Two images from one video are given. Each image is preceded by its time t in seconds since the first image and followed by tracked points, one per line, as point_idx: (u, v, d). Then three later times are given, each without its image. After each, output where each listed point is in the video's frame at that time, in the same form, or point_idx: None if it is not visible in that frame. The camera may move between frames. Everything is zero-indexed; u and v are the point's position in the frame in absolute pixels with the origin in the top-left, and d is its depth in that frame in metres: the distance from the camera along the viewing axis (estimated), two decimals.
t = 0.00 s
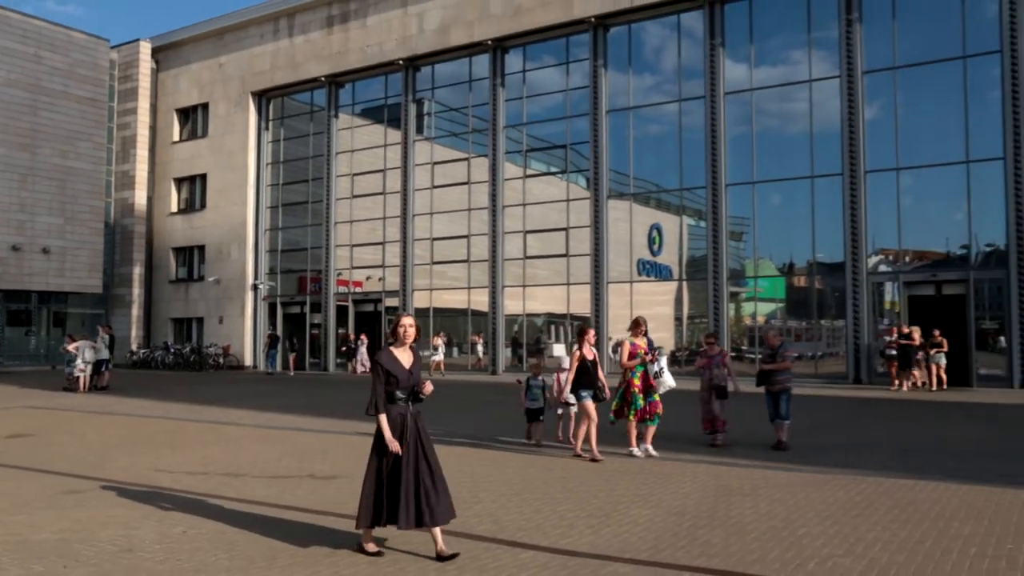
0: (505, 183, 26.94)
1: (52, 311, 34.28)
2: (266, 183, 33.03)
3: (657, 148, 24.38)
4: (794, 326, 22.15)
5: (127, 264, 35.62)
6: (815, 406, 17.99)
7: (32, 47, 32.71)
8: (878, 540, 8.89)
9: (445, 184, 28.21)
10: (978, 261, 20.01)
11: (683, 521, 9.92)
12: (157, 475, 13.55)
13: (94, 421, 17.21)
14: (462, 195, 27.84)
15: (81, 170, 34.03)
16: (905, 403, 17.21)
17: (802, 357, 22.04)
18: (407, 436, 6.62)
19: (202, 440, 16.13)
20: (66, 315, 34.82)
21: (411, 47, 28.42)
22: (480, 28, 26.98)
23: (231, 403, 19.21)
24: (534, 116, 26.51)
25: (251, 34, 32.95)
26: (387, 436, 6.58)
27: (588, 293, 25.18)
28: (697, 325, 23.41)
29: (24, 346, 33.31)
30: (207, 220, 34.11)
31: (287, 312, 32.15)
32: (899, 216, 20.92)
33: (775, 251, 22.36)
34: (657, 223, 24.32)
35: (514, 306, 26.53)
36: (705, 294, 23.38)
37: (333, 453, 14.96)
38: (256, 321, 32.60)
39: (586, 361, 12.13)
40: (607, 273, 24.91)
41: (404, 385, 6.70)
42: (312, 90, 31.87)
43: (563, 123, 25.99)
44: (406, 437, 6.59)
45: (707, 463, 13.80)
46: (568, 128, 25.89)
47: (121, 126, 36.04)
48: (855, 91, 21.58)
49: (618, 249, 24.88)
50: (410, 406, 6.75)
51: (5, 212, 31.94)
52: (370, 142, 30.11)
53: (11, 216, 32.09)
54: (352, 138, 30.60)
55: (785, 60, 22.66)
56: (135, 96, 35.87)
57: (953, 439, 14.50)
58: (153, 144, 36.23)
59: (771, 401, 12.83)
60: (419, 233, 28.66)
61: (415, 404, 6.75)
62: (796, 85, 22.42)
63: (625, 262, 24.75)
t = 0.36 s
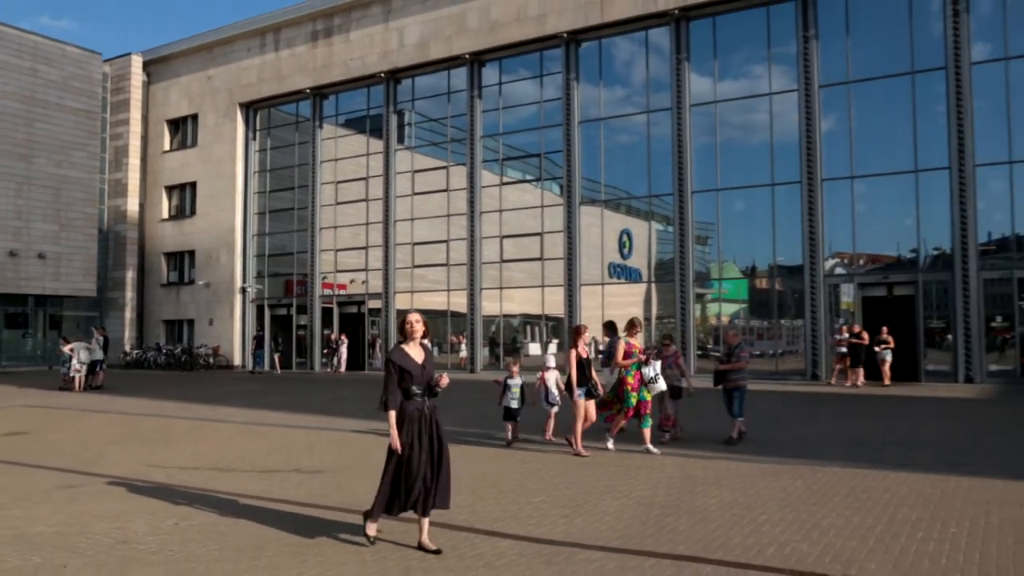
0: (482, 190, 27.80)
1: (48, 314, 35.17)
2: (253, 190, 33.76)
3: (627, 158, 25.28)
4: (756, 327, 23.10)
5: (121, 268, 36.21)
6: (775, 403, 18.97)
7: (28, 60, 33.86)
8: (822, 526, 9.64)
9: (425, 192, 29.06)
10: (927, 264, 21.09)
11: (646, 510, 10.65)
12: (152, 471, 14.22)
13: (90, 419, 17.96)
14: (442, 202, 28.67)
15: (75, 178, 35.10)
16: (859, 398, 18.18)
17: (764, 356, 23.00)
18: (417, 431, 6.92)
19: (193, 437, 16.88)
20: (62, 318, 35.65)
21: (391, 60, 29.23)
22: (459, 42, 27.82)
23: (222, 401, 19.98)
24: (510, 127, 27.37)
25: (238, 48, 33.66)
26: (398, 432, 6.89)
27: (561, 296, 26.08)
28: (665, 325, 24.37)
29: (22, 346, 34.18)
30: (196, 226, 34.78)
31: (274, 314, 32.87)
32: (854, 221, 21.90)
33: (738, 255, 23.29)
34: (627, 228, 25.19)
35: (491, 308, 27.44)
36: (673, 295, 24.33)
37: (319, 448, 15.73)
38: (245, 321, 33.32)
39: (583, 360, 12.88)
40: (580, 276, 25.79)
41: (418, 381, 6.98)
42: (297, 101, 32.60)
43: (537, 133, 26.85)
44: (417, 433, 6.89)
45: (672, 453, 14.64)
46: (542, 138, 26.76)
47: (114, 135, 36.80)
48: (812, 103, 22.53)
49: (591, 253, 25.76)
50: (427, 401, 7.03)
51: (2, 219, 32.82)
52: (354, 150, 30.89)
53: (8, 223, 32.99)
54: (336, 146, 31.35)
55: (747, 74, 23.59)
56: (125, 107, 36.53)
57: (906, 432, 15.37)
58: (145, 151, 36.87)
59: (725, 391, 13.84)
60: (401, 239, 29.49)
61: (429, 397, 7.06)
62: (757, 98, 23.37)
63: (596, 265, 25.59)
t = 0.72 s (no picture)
0: (465, 198, 29.18)
1: (59, 313, 36.69)
2: (251, 197, 35.06)
3: (599, 168, 26.71)
4: (719, 324, 24.54)
5: (127, 270, 37.41)
6: (740, 396, 20.36)
7: (43, 76, 34.95)
8: (772, 509, 10.63)
9: (411, 199, 30.39)
10: (873, 266, 22.58)
11: (615, 493, 11.64)
12: (159, 461, 15.19)
13: (99, 411, 19.15)
14: (427, 209, 30.01)
15: (84, 187, 36.28)
16: (816, 390, 19.53)
17: (727, 351, 24.45)
18: (421, 425, 7.24)
19: (195, 429, 18.03)
20: (72, 317, 37.11)
21: (380, 77, 30.52)
22: (443, 61, 29.20)
23: (222, 395, 21.18)
24: (491, 139, 28.76)
25: (237, 65, 34.90)
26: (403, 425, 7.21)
27: (538, 296, 27.53)
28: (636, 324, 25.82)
29: (34, 343, 35.79)
30: (198, 230, 36.04)
31: (270, 313, 34.20)
32: (807, 227, 23.36)
33: (703, 257, 24.74)
34: (600, 233, 26.61)
35: (473, 307, 28.80)
36: (642, 295, 25.79)
37: (314, 438, 16.88)
38: (243, 320, 34.63)
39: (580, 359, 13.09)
40: (555, 277, 27.22)
41: (424, 377, 7.35)
42: (292, 114, 33.85)
43: (516, 145, 28.26)
44: (421, 427, 7.20)
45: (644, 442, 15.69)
46: (521, 148, 28.15)
47: (121, 146, 38.05)
48: (768, 118, 23.99)
49: (565, 257, 27.21)
50: (431, 397, 7.39)
51: (16, 223, 33.95)
52: (345, 160, 32.21)
53: (22, 228, 34.16)
54: (329, 157, 32.67)
55: (710, 90, 25.04)
56: (131, 120, 37.82)
57: (863, 424, 16.45)
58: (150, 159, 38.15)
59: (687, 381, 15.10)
60: (389, 242, 30.82)
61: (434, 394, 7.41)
62: (719, 112, 24.81)
63: (571, 268, 27.07)
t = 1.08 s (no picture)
0: (449, 206, 31.12)
1: (80, 310, 38.23)
2: (255, 206, 36.97)
3: (573, 181, 28.78)
4: (681, 322, 26.60)
5: (140, 272, 39.24)
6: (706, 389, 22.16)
7: (66, 95, 36.74)
8: (730, 462, 11.84)
9: (402, 208, 32.28)
10: (817, 271, 24.99)
11: (589, 452, 12.89)
12: (171, 437, 16.74)
13: (116, 401, 20.85)
14: (415, 217, 31.92)
15: (104, 195, 37.99)
16: (773, 381, 21.36)
17: (691, 346, 26.43)
18: (431, 418, 7.46)
19: (202, 415, 19.58)
20: (92, 313, 38.77)
21: (374, 96, 32.44)
22: (431, 82, 31.16)
23: (230, 387, 22.87)
24: (475, 153, 30.74)
25: (244, 85, 36.77)
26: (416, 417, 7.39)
27: (516, 297, 29.54)
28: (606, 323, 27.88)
29: (57, 337, 37.29)
30: (206, 235, 37.85)
31: (272, 312, 36.10)
32: (758, 238, 25.75)
33: (666, 261, 26.86)
34: (573, 239, 28.64)
35: (458, 306, 30.73)
36: (611, 297, 27.83)
37: (313, 420, 18.39)
38: (246, 318, 36.53)
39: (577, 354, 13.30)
40: (532, 279, 29.22)
41: (433, 370, 7.59)
42: (293, 129, 35.71)
43: (497, 159, 30.27)
44: (432, 419, 7.43)
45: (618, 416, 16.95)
46: (502, 162, 30.16)
47: (139, 157, 39.95)
48: (724, 138, 26.27)
49: (541, 261, 29.18)
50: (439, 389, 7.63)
51: (42, 228, 35.64)
52: (341, 172, 34.15)
53: (48, 232, 35.87)
54: (327, 169, 34.61)
55: (673, 112, 27.25)
56: (147, 134, 39.63)
57: (821, 408, 17.76)
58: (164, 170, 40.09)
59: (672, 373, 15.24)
60: (380, 246, 32.74)
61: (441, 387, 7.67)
62: (680, 132, 27.06)
63: (546, 272, 29.08)
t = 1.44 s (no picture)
0: (428, 209, 31.17)
1: (53, 313, 37.69)
2: (233, 208, 36.74)
3: (551, 184, 28.93)
4: (659, 324, 26.81)
5: (116, 275, 38.80)
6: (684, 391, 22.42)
7: (41, 95, 36.32)
8: (708, 462, 11.97)
9: (380, 211, 32.25)
10: (793, 272, 25.30)
11: (569, 451, 13.03)
12: (146, 442, 16.54)
13: (89, 405, 20.57)
14: (394, 220, 31.91)
15: (78, 197, 37.60)
16: (750, 383, 21.55)
17: (668, 349, 26.63)
18: (433, 421, 7.30)
19: (179, 419, 19.37)
20: (66, 317, 38.26)
21: (353, 99, 32.43)
22: (410, 85, 31.19)
23: (205, 391, 22.65)
24: (454, 156, 30.82)
25: (221, 86, 36.59)
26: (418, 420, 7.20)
27: (495, 299, 29.60)
28: (585, 324, 28.01)
29: (29, 341, 36.70)
30: (183, 238, 37.54)
31: (249, 315, 35.89)
32: (735, 240, 25.98)
33: (643, 264, 27.12)
34: (552, 241, 28.76)
35: (437, 309, 30.77)
36: (590, 299, 27.98)
37: (290, 424, 18.25)
38: (223, 321, 36.27)
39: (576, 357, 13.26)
40: (511, 282, 29.32)
41: (432, 373, 7.41)
42: (272, 132, 35.64)
43: (476, 161, 30.34)
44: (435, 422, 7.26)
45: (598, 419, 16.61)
46: (480, 166, 30.22)
47: (113, 158, 39.52)
48: (701, 141, 26.52)
49: (520, 264, 29.32)
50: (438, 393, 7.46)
51: (15, 230, 35.19)
52: (320, 174, 34.05)
53: (20, 235, 35.39)
54: (305, 171, 34.50)
55: (651, 116, 27.50)
56: (124, 136, 39.17)
57: (797, 408, 17.96)
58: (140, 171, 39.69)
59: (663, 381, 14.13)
60: (359, 249, 32.67)
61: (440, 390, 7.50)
62: (658, 135, 27.31)
63: (525, 274, 29.20)
